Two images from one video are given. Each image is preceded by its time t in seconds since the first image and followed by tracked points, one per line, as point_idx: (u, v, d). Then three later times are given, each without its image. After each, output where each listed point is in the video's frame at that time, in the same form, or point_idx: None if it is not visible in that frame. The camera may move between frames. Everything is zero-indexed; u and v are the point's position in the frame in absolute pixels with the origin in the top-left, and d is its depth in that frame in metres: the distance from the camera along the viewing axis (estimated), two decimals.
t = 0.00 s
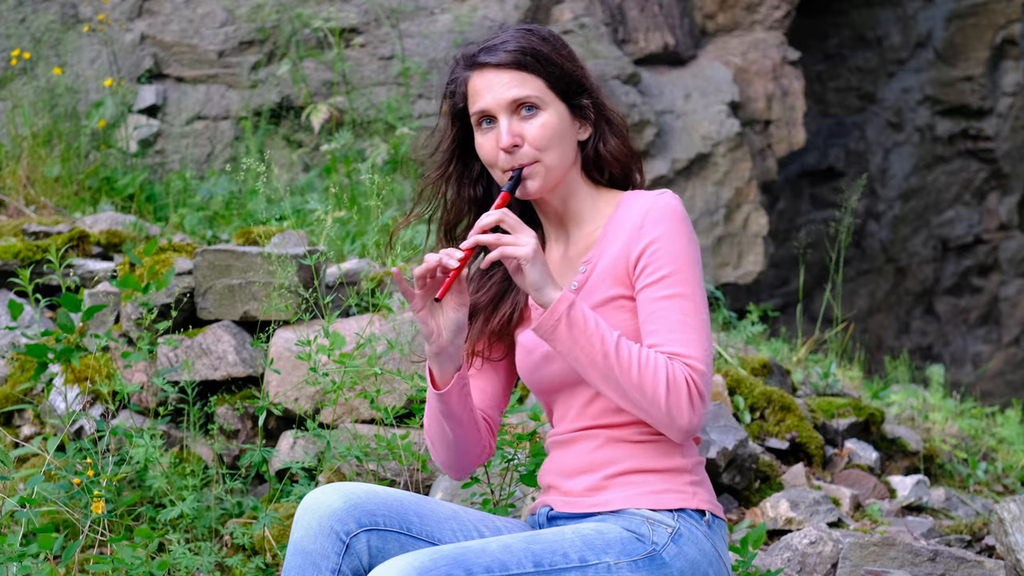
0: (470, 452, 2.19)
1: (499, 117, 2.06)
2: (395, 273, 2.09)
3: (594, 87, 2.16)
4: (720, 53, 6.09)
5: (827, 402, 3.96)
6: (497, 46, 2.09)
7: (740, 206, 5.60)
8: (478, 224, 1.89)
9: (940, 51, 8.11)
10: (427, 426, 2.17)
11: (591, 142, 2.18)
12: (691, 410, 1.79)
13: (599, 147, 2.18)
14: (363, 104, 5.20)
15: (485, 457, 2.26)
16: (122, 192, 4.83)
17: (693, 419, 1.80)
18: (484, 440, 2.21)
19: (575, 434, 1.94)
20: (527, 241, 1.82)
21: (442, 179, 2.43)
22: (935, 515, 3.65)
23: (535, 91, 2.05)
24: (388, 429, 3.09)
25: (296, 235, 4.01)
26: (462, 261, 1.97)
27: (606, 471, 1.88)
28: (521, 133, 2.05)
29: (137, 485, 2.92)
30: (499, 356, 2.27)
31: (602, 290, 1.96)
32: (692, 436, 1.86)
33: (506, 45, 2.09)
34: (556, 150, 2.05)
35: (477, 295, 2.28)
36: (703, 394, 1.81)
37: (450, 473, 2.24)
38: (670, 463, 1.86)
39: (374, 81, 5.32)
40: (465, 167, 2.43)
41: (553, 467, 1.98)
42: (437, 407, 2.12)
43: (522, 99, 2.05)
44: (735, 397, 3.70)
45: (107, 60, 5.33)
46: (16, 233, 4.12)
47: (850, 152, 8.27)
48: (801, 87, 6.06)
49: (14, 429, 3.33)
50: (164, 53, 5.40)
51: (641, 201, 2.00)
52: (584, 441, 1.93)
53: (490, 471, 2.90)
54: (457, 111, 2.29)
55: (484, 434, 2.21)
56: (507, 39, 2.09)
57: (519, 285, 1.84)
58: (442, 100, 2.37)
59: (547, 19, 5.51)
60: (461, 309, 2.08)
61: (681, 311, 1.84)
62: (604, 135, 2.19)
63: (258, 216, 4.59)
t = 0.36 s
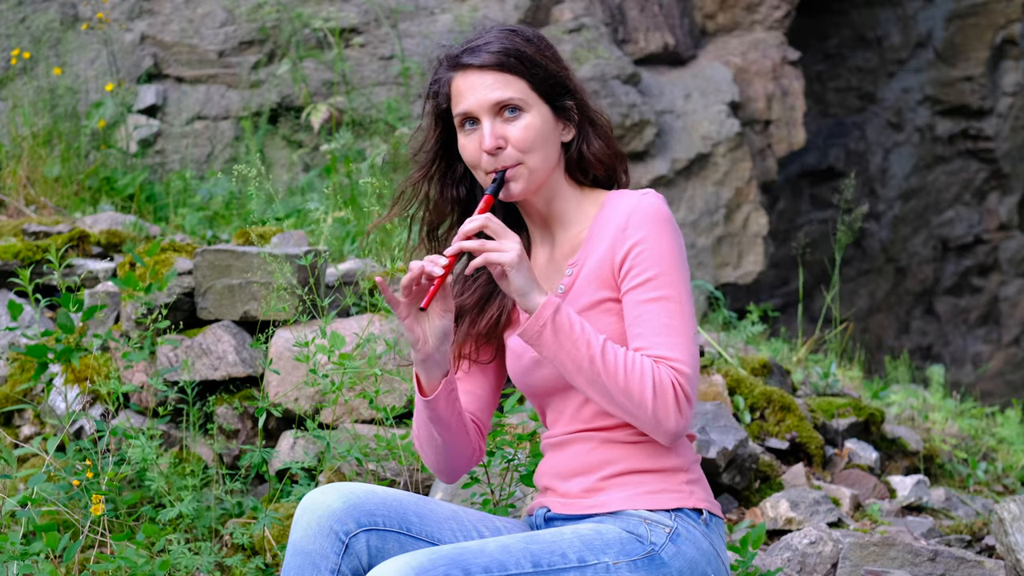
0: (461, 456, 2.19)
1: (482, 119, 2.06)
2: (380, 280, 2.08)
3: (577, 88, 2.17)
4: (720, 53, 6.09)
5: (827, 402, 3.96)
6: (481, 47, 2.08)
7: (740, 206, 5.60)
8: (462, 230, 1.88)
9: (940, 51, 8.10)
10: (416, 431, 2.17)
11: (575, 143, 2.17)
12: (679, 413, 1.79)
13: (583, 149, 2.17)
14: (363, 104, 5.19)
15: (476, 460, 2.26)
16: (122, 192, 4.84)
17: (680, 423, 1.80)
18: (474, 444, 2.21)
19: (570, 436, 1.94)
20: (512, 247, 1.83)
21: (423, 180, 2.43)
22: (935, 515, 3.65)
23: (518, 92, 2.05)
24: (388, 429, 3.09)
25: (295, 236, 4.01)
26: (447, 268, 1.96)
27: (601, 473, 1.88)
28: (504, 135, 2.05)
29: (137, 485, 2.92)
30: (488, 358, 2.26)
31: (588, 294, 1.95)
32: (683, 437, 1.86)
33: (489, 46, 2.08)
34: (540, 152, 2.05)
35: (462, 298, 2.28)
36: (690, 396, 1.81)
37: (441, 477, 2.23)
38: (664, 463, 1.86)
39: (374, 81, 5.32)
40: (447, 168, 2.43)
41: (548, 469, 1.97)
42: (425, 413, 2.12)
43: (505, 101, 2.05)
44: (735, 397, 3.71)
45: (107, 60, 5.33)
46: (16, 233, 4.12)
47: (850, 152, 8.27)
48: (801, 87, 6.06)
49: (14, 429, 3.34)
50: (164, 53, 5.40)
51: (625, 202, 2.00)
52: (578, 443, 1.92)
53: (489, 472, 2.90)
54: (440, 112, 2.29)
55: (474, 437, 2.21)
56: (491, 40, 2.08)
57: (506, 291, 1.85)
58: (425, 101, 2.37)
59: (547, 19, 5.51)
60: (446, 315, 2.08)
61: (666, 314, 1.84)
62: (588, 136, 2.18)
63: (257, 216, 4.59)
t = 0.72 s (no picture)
0: (462, 463, 2.20)
1: (467, 127, 2.05)
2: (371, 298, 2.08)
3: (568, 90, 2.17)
4: (720, 53, 6.09)
5: (827, 402, 3.96)
6: (464, 54, 2.07)
7: (740, 206, 5.60)
8: (450, 243, 1.86)
9: (940, 51, 8.10)
10: (416, 444, 2.17)
11: (562, 146, 2.16)
12: (676, 417, 1.80)
13: (570, 151, 2.16)
14: (363, 104, 5.19)
15: (477, 464, 2.26)
16: (122, 192, 4.84)
17: (678, 427, 1.80)
18: (473, 450, 2.21)
19: (567, 437, 1.93)
20: (502, 259, 1.82)
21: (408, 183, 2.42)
22: (934, 515, 3.65)
23: (503, 99, 2.04)
24: (388, 429, 3.09)
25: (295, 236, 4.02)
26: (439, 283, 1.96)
27: (599, 474, 1.87)
28: (490, 142, 2.04)
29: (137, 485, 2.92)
30: (484, 362, 2.26)
31: (581, 298, 1.95)
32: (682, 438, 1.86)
33: (473, 52, 2.07)
34: (526, 158, 2.05)
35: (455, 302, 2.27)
36: (687, 399, 1.81)
37: (444, 484, 2.24)
38: (662, 463, 1.85)
39: (374, 81, 5.32)
40: (434, 172, 2.43)
41: (546, 471, 1.97)
42: (423, 426, 2.12)
43: (490, 108, 2.04)
44: (735, 397, 3.71)
45: (107, 60, 5.33)
46: (16, 233, 4.13)
47: (850, 152, 8.27)
48: (801, 87, 6.06)
49: (14, 429, 3.33)
50: (164, 53, 5.40)
51: (615, 204, 1.99)
52: (575, 444, 1.92)
53: (489, 472, 2.90)
54: (425, 117, 2.29)
55: (474, 443, 2.21)
56: (474, 46, 2.07)
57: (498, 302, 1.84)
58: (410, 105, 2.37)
59: (547, 19, 5.51)
60: (439, 330, 2.08)
61: (658, 318, 1.83)
62: (575, 138, 2.17)
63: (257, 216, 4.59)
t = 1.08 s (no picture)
0: (471, 468, 2.20)
1: (466, 135, 2.05)
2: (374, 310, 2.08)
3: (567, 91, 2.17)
4: (720, 53, 6.09)
5: (827, 402, 3.96)
6: (460, 61, 2.07)
7: (740, 206, 5.60)
8: (453, 253, 1.88)
9: (940, 51, 8.10)
10: (424, 452, 2.18)
11: (561, 149, 2.15)
12: (681, 419, 1.80)
13: (569, 153, 2.15)
14: (363, 105, 5.20)
15: (486, 466, 2.27)
16: (122, 193, 4.83)
17: (683, 429, 1.80)
18: (482, 453, 2.21)
19: (569, 437, 1.93)
20: (503, 268, 1.82)
21: (408, 188, 2.43)
22: (935, 515, 3.65)
23: (500, 106, 2.04)
24: (388, 429, 3.09)
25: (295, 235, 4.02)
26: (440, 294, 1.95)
27: (601, 474, 1.87)
28: (489, 149, 2.04)
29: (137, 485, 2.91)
30: (489, 364, 2.26)
31: (583, 301, 1.95)
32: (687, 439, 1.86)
33: (469, 60, 2.06)
34: (526, 163, 2.05)
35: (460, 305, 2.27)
36: (691, 401, 1.81)
37: (454, 488, 2.25)
38: (664, 463, 1.85)
39: (374, 81, 5.32)
40: (433, 177, 2.43)
41: (547, 471, 1.97)
42: (430, 435, 2.13)
43: (488, 116, 2.03)
44: (735, 397, 3.71)
45: (107, 60, 5.33)
46: (16, 233, 4.12)
47: (850, 152, 8.27)
48: (801, 87, 6.06)
49: (14, 429, 3.33)
50: (164, 53, 5.40)
51: (616, 206, 1.99)
52: (577, 444, 1.92)
53: (489, 472, 2.90)
54: (424, 124, 2.29)
55: (482, 446, 2.22)
56: (470, 54, 2.07)
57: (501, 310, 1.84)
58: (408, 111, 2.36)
59: (547, 19, 5.52)
60: (442, 339, 2.08)
61: (660, 320, 1.83)
62: (574, 141, 2.16)
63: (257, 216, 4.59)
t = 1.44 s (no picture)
0: (480, 464, 2.20)
1: (481, 133, 2.05)
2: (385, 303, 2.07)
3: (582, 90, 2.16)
4: (720, 53, 6.09)
5: (827, 402, 3.96)
6: (477, 60, 2.06)
7: (740, 206, 5.60)
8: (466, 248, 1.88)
9: (940, 51, 8.10)
10: (433, 447, 2.17)
11: (577, 148, 2.15)
12: (690, 419, 1.80)
13: (585, 153, 2.15)
14: (363, 105, 5.20)
15: (494, 464, 2.26)
16: (122, 192, 4.83)
17: (693, 429, 1.80)
18: (491, 450, 2.21)
19: (576, 436, 1.94)
20: (516, 264, 1.83)
21: (423, 185, 2.42)
22: (934, 515, 3.65)
23: (516, 106, 2.03)
24: (387, 429, 3.09)
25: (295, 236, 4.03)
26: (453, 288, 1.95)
27: (605, 473, 1.87)
28: (504, 148, 2.04)
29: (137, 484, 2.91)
30: (499, 362, 2.26)
31: (595, 299, 1.95)
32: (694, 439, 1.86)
33: (485, 59, 2.05)
34: (541, 162, 2.04)
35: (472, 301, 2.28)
36: (701, 402, 1.81)
37: (462, 484, 2.24)
38: (669, 463, 1.86)
39: (374, 81, 5.32)
40: (449, 174, 2.42)
41: (553, 469, 1.97)
42: (440, 430, 2.12)
43: (503, 115, 2.03)
44: (735, 397, 3.71)
45: (107, 60, 5.33)
46: (16, 233, 4.12)
47: (850, 152, 8.27)
48: (801, 87, 6.06)
49: (14, 429, 3.33)
50: (164, 53, 5.40)
51: (630, 206, 1.99)
52: (582, 443, 1.92)
53: (489, 472, 2.90)
54: (440, 123, 2.28)
55: (491, 444, 2.21)
56: (486, 53, 2.06)
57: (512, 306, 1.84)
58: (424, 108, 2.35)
59: (547, 19, 5.52)
60: (454, 334, 2.07)
61: (673, 320, 1.83)
62: (590, 140, 2.16)
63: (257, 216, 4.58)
